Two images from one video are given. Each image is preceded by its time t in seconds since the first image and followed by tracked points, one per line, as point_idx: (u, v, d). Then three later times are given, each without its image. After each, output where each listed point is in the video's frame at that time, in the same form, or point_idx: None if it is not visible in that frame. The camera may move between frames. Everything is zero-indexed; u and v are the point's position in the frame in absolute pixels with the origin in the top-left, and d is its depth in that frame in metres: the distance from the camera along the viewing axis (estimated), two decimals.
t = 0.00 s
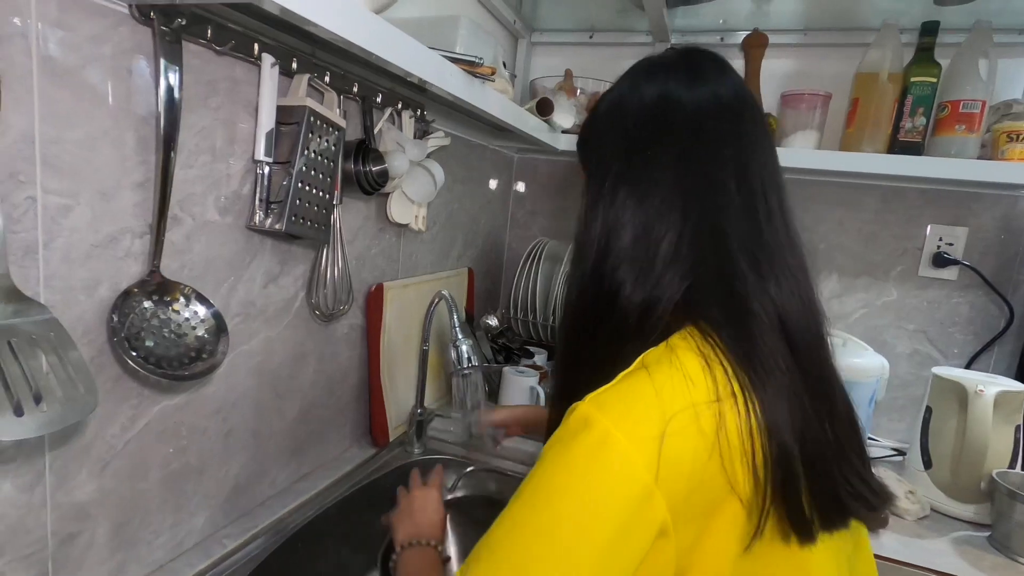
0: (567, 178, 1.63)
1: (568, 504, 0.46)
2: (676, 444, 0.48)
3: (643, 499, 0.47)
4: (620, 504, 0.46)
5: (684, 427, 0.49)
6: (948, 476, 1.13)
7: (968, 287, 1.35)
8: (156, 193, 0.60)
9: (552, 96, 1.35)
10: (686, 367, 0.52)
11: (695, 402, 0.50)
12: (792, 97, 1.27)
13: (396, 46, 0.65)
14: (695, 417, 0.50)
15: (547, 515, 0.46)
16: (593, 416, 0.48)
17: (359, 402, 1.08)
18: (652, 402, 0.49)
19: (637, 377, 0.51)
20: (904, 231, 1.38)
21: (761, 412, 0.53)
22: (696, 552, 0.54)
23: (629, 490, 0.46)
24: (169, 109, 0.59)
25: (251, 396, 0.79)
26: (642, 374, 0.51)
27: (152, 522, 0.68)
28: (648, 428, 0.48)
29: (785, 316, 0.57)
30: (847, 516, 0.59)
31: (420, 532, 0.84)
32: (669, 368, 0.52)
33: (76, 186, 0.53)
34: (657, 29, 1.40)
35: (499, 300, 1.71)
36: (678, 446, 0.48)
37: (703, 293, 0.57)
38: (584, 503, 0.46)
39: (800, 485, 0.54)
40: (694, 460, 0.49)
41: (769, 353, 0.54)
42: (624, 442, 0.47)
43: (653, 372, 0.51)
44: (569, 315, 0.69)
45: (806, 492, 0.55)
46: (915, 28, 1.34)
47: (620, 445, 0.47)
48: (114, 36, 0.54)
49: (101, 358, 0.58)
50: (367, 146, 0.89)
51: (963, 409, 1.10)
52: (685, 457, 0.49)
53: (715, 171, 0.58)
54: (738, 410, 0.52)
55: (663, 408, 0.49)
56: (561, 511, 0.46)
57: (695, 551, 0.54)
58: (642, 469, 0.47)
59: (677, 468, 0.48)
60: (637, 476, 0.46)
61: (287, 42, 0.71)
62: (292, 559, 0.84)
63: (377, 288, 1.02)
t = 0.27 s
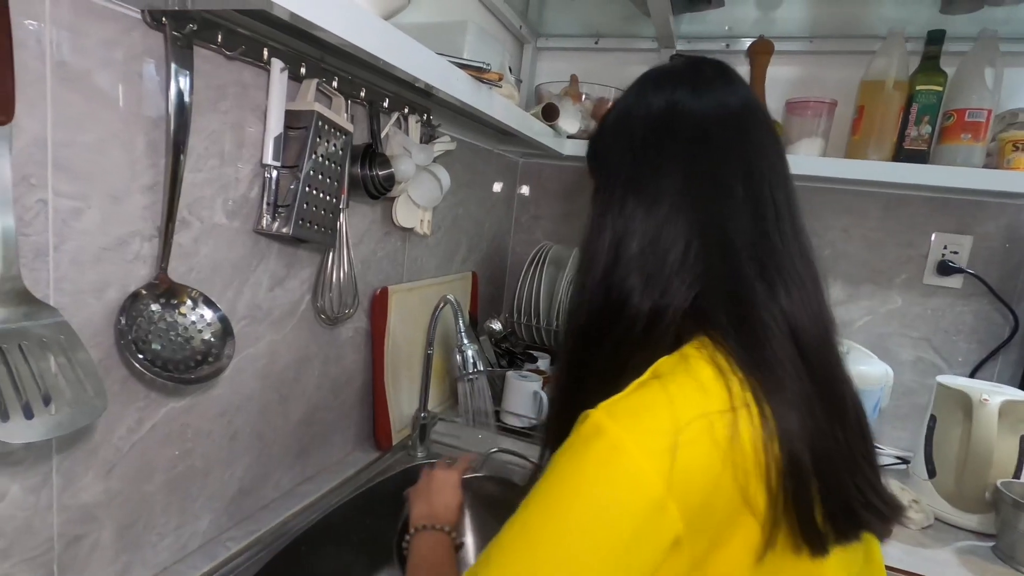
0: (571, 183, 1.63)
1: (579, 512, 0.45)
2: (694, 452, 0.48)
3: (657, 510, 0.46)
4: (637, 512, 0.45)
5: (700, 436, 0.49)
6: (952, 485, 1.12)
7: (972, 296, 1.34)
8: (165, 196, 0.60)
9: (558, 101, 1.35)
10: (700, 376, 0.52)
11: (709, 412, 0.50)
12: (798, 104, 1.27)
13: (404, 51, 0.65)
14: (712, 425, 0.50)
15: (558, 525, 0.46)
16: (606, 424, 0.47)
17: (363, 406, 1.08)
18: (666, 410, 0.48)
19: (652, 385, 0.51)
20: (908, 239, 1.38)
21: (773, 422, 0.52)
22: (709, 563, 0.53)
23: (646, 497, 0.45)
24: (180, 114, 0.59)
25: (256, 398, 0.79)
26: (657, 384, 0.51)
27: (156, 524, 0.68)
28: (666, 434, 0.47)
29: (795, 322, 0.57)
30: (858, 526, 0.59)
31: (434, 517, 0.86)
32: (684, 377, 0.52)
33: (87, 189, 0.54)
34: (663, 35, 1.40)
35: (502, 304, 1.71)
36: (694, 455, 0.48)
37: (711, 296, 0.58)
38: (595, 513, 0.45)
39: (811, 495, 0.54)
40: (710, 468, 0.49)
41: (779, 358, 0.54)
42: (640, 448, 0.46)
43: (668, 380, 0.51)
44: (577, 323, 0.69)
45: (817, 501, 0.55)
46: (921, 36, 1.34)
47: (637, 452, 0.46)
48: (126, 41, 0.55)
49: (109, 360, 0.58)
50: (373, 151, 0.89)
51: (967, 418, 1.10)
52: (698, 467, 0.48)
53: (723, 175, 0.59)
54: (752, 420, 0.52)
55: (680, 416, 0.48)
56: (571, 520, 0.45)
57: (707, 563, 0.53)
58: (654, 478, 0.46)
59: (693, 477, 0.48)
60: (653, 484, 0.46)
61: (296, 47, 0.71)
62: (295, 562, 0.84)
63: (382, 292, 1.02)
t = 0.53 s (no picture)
0: (573, 183, 1.63)
1: (639, 509, 0.45)
2: (754, 454, 0.47)
3: (721, 508, 0.46)
4: (696, 513, 0.45)
5: (762, 437, 0.48)
6: (952, 488, 1.12)
7: (973, 298, 1.34)
8: (167, 193, 0.60)
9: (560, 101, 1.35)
10: (759, 375, 0.51)
11: (773, 412, 0.49)
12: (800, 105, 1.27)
13: (408, 49, 0.65)
14: (772, 427, 0.49)
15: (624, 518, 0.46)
16: (673, 419, 0.47)
17: (363, 404, 1.08)
18: (733, 409, 0.48)
19: (709, 383, 0.50)
20: (909, 241, 1.38)
21: (830, 422, 0.52)
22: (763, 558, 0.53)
23: (707, 500, 0.45)
24: (182, 111, 0.59)
25: (257, 396, 0.79)
26: (715, 382, 0.49)
27: (156, 522, 0.68)
28: (726, 438, 0.46)
29: (841, 323, 0.57)
30: (903, 522, 0.59)
31: (442, 524, 0.78)
32: (743, 375, 0.50)
33: (89, 185, 0.54)
34: (665, 36, 1.40)
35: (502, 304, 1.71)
36: (755, 457, 0.47)
37: (761, 304, 0.56)
38: (662, 509, 0.45)
39: (863, 491, 0.54)
40: (770, 469, 0.49)
41: (832, 363, 0.54)
42: (701, 451, 0.46)
43: (726, 377, 0.50)
44: (613, 324, 0.66)
45: (868, 498, 0.55)
46: (923, 38, 1.34)
47: (697, 456, 0.46)
48: (129, 37, 0.55)
49: (109, 357, 0.58)
50: (375, 149, 0.89)
51: (968, 421, 1.10)
52: (762, 467, 0.48)
53: (777, 180, 0.56)
54: (813, 422, 0.51)
55: (742, 419, 0.48)
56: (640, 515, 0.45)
57: (761, 559, 0.53)
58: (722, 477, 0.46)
59: (753, 479, 0.48)
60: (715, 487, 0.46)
61: (299, 45, 0.71)
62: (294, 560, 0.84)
63: (383, 290, 1.02)
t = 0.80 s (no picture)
0: (570, 182, 1.63)
1: (688, 511, 0.45)
2: (803, 456, 0.48)
3: (771, 513, 0.46)
4: (746, 515, 0.45)
5: (810, 441, 0.48)
6: (949, 486, 1.13)
7: (969, 297, 1.35)
8: (162, 194, 0.60)
9: (557, 101, 1.35)
10: (802, 376, 0.51)
11: (819, 414, 0.50)
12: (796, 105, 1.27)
13: (404, 49, 0.65)
14: (817, 429, 0.49)
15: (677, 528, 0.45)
16: (726, 426, 0.47)
17: (360, 405, 1.08)
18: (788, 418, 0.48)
19: (755, 384, 0.50)
20: (906, 240, 1.38)
21: (870, 427, 0.53)
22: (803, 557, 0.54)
23: (757, 503, 0.46)
24: (176, 112, 0.59)
25: (253, 397, 0.79)
26: (761, 383, 0.50)
27: (152, 524, 0.68)
28: (776, 441, 0.47)
29: (884, 318, 0.58)
30: (925, 513, 0.61)
31: (452, 516, 0.77)
32: (787, 377, 0.51)
33: (83, 187, 0.53)
34: (662, 35, 1.40)
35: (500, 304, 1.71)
36: (804, 460, 0.48)
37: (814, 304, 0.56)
38: (717, 518, 0.45)
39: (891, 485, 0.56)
40: (816, 472, 0.49)
41: (873, 359, 0.55)
42: (750, 454, 0.46)
43: (771, 379, 0.50)
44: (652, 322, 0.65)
45: (895, 493, 0.57)
46: (920, 37, 1.34)
47: (747, 458, 0.46)
48: (123, 38, 0.54)
49: (104, 359, 0.57)
50: (372, 150, 0.89)
51: (964, 419, 1.10)
52: (812, 474, 0.48)
53: (830, 178, 0.56)
54: (854, 424, 0.52)
55: (791, 421, 0.48)
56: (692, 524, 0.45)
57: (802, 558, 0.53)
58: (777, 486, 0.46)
59: (801, 482, 0.48)
60: (765, 490, 0.46)
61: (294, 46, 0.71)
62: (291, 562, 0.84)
63: (379, 291, 1.02)
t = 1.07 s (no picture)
0: (564, 185, 1.63)
1: (732, 516, 0.46)
2: (840, 460, 0.49)
3: (812, 516, 0.48)
4: (789, 520, 0.46)
5: (845, 445, 0.50)
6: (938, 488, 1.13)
7: (958, 300, 1.36)
8: (151, 197, 0.59)
9: (550, 104, 1.35)
10: (836, 383, 0.52)
11: (854, 419, 0.51)
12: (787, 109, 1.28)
13: (397, 53, 0.65)
14: (853, 434, 0.50)
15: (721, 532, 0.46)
16: (767, 434, 0.47)
17: (352, 408, 1.07)
18: (832, 432, 0.48)
19: (792, 389, 0.51)
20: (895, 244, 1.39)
21: (894, 429, 0.55)
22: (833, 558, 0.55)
23: (800, 508, 0.46)
24: (166, 114, 0.58)
25: (243, 401, 0.79)
26: (799, 389, 0.51)
27: (141, 529, 0.67)
28: (817, 445, 0.48)
29: (902, 319, 0.62)
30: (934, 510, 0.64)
31: (452, 532, 0.76)
32: (822, 383, 0.52)
33: (71, 190, 0.53)
34: (654, 39, 1.41)
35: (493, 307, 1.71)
36: (840, 464, 0.49)
37: (845, 300, 0.59)
38: (762, 520, 0.46)
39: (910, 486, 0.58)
40: (851, 475, 0.50)
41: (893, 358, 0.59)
42: (793, 460, 0.47)
43: (807, 384, 0.51)
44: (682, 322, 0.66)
45: (913, 493, 0.59)
46: (908, 44, 1.36)
47: (790, 463, 0.47)
48: (113, 40, 0.54)
49: (92, 363, 0.57)
50: (364, 152, 0.89)
51: (953, 422, 1.11)
52: (849, 481, 0.50)
53: (861, 182, 0.59)
54: (882, 429, 0.54)
55: (829, 427, 0.49)
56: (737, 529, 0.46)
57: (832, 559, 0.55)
58: (820, 494, 0.47)
59: (838, 484, 0.49)
60: (807, 495, 0.47)
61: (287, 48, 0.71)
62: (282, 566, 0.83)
63: (372, 293, 1.02)
